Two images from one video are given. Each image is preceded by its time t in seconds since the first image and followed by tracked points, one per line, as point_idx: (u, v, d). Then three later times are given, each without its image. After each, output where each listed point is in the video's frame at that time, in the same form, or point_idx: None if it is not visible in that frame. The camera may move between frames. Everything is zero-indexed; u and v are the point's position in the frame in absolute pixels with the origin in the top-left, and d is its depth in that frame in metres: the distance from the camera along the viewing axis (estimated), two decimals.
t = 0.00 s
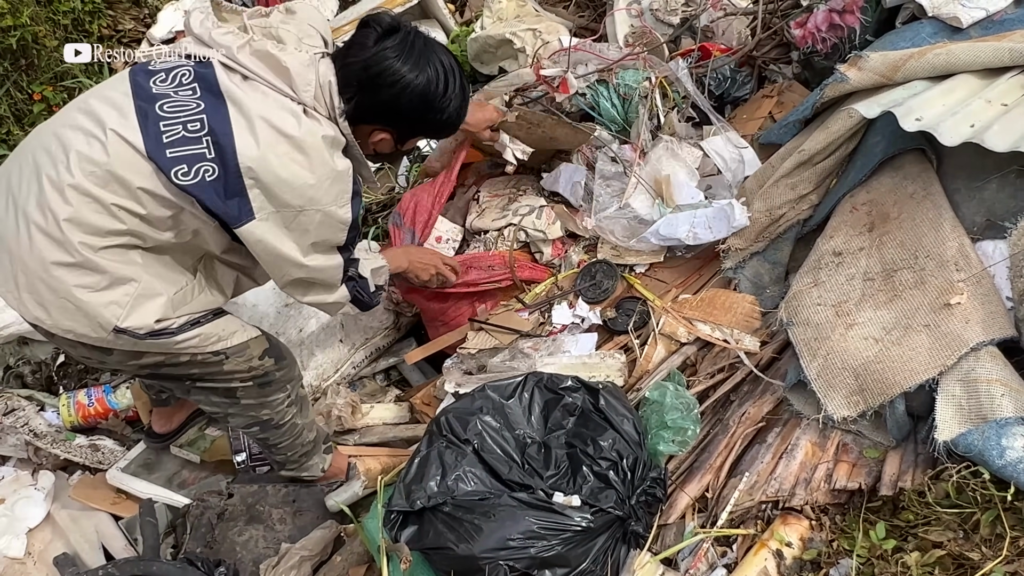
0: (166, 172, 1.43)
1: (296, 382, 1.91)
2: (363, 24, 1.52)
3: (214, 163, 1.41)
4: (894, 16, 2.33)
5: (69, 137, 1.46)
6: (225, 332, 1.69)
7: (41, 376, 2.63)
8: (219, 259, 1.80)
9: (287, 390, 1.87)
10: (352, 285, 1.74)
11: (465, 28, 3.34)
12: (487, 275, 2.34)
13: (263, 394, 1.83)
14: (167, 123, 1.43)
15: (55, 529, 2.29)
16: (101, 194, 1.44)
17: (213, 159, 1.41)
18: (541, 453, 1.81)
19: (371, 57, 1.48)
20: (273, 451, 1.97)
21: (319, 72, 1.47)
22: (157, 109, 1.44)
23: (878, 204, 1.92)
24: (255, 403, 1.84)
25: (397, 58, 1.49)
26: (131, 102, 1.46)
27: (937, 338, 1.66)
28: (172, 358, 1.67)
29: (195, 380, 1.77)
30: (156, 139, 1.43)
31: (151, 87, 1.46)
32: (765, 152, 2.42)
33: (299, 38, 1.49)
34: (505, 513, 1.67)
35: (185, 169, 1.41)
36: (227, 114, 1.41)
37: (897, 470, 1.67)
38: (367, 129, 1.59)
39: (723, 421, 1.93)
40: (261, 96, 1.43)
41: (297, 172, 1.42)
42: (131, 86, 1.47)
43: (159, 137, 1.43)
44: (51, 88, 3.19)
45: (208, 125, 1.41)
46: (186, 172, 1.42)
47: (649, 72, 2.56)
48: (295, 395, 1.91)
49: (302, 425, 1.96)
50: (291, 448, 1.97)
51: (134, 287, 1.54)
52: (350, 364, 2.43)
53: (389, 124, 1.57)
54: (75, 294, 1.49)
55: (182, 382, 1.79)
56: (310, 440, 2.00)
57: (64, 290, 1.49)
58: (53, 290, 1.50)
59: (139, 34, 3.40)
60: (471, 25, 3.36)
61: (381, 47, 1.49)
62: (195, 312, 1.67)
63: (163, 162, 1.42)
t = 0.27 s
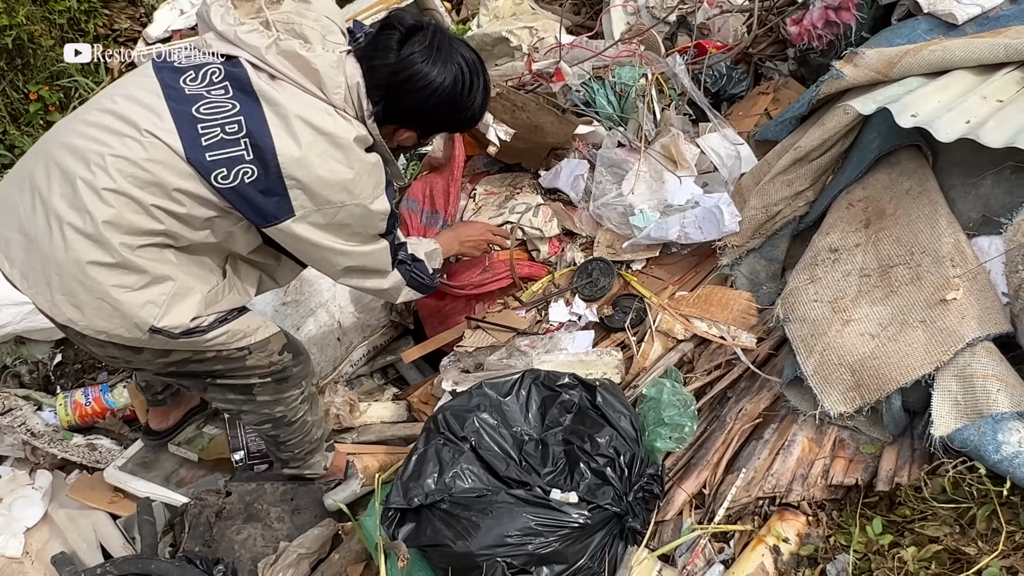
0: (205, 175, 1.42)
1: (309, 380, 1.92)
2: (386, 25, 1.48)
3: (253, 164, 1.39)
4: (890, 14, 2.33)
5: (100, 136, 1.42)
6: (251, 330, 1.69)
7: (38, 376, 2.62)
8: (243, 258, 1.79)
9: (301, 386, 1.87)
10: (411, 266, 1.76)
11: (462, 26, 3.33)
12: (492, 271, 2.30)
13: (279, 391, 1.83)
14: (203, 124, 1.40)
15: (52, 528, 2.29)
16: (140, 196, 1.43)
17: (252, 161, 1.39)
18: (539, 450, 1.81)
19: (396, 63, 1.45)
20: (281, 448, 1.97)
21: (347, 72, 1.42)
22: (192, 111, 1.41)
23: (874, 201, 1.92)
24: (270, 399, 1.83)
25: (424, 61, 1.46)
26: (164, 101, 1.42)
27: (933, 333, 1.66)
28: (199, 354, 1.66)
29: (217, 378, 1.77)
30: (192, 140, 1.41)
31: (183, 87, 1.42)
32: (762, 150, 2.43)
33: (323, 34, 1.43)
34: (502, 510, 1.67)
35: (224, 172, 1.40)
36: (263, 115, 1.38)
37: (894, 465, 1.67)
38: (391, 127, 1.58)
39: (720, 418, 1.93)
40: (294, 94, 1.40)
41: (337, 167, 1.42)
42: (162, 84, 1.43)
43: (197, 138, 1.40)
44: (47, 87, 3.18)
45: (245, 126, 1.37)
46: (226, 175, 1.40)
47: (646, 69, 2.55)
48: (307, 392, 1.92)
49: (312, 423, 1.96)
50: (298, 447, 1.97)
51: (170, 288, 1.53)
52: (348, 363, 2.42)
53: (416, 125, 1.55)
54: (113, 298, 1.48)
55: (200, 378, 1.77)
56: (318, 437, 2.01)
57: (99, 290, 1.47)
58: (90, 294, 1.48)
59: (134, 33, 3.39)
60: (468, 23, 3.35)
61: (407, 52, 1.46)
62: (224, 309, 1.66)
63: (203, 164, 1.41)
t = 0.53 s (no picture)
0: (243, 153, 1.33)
1: (326, 375, 1.88)
2: None
3: (290, 126, 1.30)
4: (888, 11, 2.33)
5: (121, 131, 1.35)
6: (280, 336, 1.62)
7: (40, 378, 2.63)
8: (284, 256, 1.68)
9: (319, 381, 1.83)
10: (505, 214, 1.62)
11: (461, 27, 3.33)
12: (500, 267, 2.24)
13: (299, 387, 1.77)
14: (230, 103, 1.33)
15: (54, 530, 2.30)
16: (172, 186, 1.34)
17: (289, 121, 1.29)
18: (538, 450, 1.82)
19: (385, 15, 1.43)
20: (296, 445, 1.92)
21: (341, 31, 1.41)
22: (214, 92, 1.34)
23: (873, 198, 1.92)
24: (289, 396, 1.77)
25: (409, 14, 1.43)
26: (181, 87, 1.35)
27: (931, 331, 1.66)
28: (229, 356, 1.58)
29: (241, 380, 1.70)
30: (224, 120, 1.33)
31: (198, 72, 1.35)
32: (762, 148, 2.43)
33: (310, 7, 1.44)
34: (502, 509, 1.67)
35: (263, 141, 1.31)
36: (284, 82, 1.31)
37: (893, 462, 1.66)
38: (392, 83, 1.55)
39: (720, 416, 1.93)
40: (309, 58, 1.34)
41: (372, 122, 1.35)
42: (175, 73, 1.36)
43: (226, 119, 1.32)
44: (48, 90, 3.19)
45: (272, 93, 1.30)
46: (265, 145, 1.32)
47: (645, 69, 2.55)
48: (323, 388, 1.87)
49: (328, 418, 1.92)
50: (313, 442, 1.93)
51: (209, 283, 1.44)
52: (348, 363, 2.42)
53: (410, 77, 1.54)
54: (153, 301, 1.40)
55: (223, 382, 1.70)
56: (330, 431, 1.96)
57: (139, 293, 1.39)
58: (130, 297, 1.39)
59: (135, 36, 3.39)
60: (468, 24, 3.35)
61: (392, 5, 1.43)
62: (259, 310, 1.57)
63: (240, 141, 1.32)
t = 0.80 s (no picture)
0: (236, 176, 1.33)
1: (320, 392, 1.88)
2: (411, 15, 1.48)
3: (284, 159, 1.30)
4: (892, 14, 2.34)
5: (126, 137, 1.34)
6: (266, 359, 1.60)
7: (46, 385, 2.63)
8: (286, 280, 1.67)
9: (312, 397, 1.83)
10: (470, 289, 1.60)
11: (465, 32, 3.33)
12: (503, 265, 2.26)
13: (290, 403, 1.78)
14: (234, 123, 1.32)
15: (60, 537, 2.30)
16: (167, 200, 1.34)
17: (283, 156, 1.29)
18: (543, 456, 1.82)
19: (421, 49, 1.44)
20: (289, 458, 1.93)
21: (372, 65, 1.40)
22: (220, 109, 1.33)
23: (877, 203, 1.92)
24: (281, 411, 1.78)
25: (447, 48, 1.45)
26: (190, 100, 1.34)
27: (937, 336, 1.66)
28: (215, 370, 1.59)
29: (233, 395, 1.70)
30: (224, 140, 1.32)
31: (209, 85, 1.35)
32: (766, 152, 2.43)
33: (347, 31, 1.41)
34: (506, 516, 1.67)
35: (254, 169, 1.31)
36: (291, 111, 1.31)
37: (899, 468, 1.66)
38: (426, 124, 1.54)
39: (725, 422, 1.93)
40: (323, 90, 1.33)
41: (365, 151, 1.33)
42: (186, 83, 1.35)
43: (225, 138, 1.32)
44: (53, 97, 3.19)
45: (275, 122, 1.30)
46: (257, 174, 1.31)
47: (648, 73, 2.56)
48: (317, 403, 1.87)
49: (321, 433, 1.92)
50: (309, 456, 1.93)
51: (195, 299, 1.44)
52: (353, 369, 2.41)
53: (446, 116, 1.53)
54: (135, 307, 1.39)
55: (212, 392, 1.71)
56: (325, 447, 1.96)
57: (122, 298, 1.38)
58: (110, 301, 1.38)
59: (140, 42, 3.40)
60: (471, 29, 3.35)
61: (430, 39, 1.45)
62: (244, 330, 1.55)
63: (234, 164, 1.32)
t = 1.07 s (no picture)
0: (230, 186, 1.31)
1: (312, 403, 1.87)
2: (421, 40, 1.51)
3: (279, 172, 1.29)
4: (894, 34, 2.35)
5: (121, 143, 1.32)
6: (254, 372, 1.58)
7: (38, 388, 2.62)
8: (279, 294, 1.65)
9: (303, 408, 1.82)
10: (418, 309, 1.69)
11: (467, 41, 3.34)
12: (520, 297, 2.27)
13: (281, 413, 1.76)
14: (230, 133, 1.31)
15: (49, 542, 2.29)
16: (161, 207, 1.32)
17: (277, 169, 1.29)
18: (535, 471, 1.80)
19: (428, 74, 1.46)
20: (281, 468, 1.91)
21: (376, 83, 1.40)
22: (218, 119, 1.32)
23: (877, 222, 1.91)
24: (272, 423, 1.76)
25: (454, 78, 1.47)
26: (188, 107, 1.33)
27: (934, 358, 1.65)
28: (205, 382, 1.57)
29: (223, 405, 1.68)
30: (219, 149, 1.31)
31: (208, 94, 1.34)
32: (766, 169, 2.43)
33: (350, 51, 1.44)
34: (498, 532, 1.66)
35: (248, 180, 1.30)
36: (290, 123, 1.30)
37: (894, 490, 1.65)
38: (418, 146, 1.54)
39: (720, 439, 1.91)
40: (322, 106, 1.33)
41: (360, 174, 1.33)
42: (187, 92, 1.34)
43: (221, 148, 1.31)
44: (54, 98, 3.19)
45: (272, 133, 1.29)
46: (250, 186, 1.30)
47: (650, 87, 2.56)
48: (308, 414, 1.86)
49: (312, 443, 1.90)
50: (300, 466, 1.92)
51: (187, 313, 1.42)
52: (347, 380, 2.37)
53: (441, 141, 1.53)
54: (126, 316, 1.38)
55: (201, 402, 1.69)
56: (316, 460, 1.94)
57: (112, 306, 1.36)
58: (102, 309, 1.36)
59: (142, 45, 3.39)
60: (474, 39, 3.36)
61: (438, 67, 1.47)
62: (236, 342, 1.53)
63: (228, 174, 1.30)
